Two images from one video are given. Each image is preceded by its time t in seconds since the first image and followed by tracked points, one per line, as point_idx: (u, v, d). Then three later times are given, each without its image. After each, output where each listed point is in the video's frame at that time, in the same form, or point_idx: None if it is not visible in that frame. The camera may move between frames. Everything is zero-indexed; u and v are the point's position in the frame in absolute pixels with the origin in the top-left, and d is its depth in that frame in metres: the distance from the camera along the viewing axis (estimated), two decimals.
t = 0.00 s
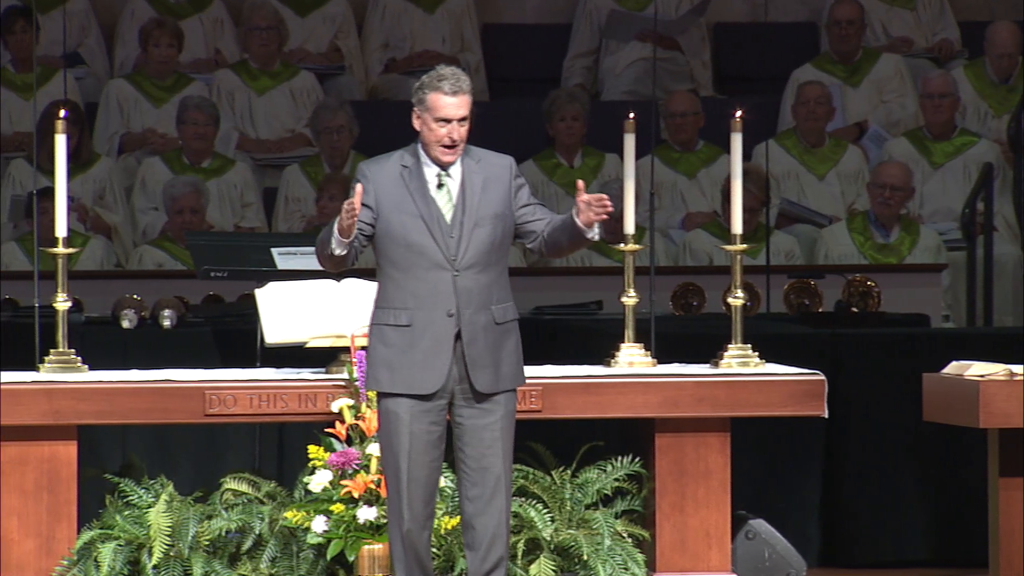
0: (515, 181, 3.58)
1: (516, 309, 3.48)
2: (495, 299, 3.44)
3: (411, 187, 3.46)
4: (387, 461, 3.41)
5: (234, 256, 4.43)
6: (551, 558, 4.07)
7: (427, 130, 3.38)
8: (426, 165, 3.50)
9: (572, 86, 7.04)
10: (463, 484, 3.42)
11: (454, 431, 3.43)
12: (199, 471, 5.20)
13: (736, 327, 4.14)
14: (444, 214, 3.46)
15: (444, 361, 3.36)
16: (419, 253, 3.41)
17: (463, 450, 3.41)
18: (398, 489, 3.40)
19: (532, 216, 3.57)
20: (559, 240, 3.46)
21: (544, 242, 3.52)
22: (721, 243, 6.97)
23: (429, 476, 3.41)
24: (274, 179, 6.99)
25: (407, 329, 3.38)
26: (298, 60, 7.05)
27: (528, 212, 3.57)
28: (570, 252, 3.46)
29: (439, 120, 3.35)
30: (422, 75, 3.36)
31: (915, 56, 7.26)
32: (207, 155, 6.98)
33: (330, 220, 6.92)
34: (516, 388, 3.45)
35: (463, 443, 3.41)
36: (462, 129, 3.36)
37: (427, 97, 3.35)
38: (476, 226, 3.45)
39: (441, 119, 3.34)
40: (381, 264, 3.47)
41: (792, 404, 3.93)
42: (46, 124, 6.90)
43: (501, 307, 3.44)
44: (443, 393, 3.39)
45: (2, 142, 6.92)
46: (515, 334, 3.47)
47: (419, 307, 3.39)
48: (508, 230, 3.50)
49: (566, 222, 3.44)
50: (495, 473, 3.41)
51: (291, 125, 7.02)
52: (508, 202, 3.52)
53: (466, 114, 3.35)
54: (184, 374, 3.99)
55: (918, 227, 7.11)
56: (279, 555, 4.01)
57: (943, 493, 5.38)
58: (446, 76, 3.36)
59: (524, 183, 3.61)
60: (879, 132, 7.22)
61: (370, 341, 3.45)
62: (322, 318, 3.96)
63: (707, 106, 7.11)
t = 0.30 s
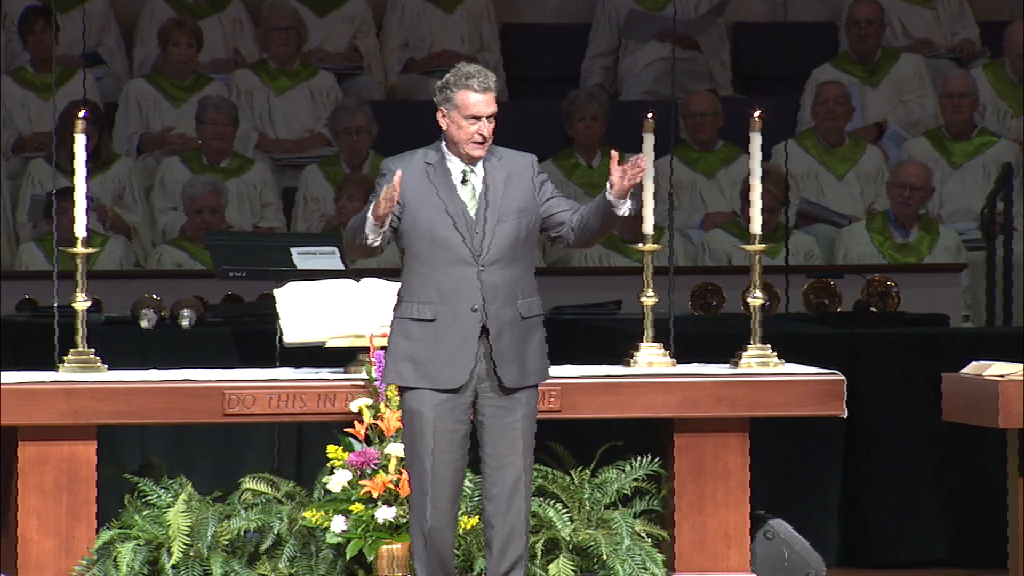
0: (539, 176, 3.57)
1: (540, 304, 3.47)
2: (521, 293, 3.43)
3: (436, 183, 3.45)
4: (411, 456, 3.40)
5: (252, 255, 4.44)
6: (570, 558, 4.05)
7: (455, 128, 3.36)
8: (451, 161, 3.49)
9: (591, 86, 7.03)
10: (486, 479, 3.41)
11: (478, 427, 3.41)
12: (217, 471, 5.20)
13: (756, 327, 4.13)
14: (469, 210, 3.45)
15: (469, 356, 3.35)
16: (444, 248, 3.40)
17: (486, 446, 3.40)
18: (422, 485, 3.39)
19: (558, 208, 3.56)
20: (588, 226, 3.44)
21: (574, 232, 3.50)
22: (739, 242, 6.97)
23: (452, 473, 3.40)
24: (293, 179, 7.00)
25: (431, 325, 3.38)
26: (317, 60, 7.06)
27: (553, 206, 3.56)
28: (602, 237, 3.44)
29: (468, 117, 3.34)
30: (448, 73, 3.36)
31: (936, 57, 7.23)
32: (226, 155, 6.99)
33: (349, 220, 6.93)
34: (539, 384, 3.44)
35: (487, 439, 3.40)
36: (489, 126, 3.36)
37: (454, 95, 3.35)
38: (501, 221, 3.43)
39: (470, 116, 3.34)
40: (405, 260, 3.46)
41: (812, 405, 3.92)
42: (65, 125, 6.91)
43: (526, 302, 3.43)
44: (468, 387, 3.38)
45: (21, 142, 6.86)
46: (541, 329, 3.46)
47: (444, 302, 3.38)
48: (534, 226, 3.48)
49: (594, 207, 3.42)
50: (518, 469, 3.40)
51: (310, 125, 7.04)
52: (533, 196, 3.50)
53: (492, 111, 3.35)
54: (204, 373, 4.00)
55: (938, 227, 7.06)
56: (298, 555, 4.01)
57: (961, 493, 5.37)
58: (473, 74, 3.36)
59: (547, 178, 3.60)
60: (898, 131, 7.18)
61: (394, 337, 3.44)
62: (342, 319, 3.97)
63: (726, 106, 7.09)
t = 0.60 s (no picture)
0: (562, 170, 3.56)
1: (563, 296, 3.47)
2: (544, 284, 3.43)
3: (457, 175, 3.44)
4: (435, 446, 3.38)
5: (269, 255, 4.45)
6: (586, 558, 4.05)
7: (478, 121, 3.37)
8: (471, 155, 3.48)
9: (608, 86, 7.02)
10: (510, 470, 3.40)
11: (502, 417, 3.40)
12: (233, 469, 5.25)
13: (773, 326, 4.12)
14: (492, 201, 3.44)
15: (495, 344, 3.34)
16: (468, 238, 3.39)
17: (510, 436, 3.39)
18: (446, 475, 3.38)
19: (583, 203, 3.55)
20: (628, 225, 3.50)
21: (609, 227, 3.51)
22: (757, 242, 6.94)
23: (476, 463, 3.39)
24: (310, 179, 7.00)
25: (456, 314, 3.36)
26: (334, 60, 7.05)
27: (577, 201, 3.55)
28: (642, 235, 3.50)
29: (492, 109, 3.34)
30: (472, 66, 3.36)
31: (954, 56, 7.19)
32: (242, 155, 6.98)
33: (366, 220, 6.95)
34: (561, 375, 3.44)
35: (510, 428, 3.39)
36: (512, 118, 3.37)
37: (478, 87, 3.35)
38: (525, 212, 3.43)
39: (494, 107, 3.34)
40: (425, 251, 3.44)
41: (829, 405, 3.91)
42: (82, 125, 6.92)
43: (550, 293, 3.43)
44: (492, 377, 3.37)
45: (36, 142, 6.91)
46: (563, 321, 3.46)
47: (469, 291, 3.37)
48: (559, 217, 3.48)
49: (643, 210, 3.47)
50: (541, 459, 3.40)
51: (327, 125, 7.02)
52: (559, 189, 3.50)
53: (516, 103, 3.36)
54: (220, 373, 4.00)
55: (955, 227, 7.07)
56: (315, 554, 4.02)
57: (976, 493, 5.39)
58: (496, 66, 3.37)
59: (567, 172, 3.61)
60: (914, 131, 7.16)
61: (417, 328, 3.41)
62: (358, 318, 3.97)
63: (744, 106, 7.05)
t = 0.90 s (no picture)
0: (579, 180, 3.55)
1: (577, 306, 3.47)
2: (559, 296, 3.42)
3: (477, 183, 3.42)
4: (451, 458, 3.39)
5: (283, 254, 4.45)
6: (600, 558, 4.04)
7: (500, 126, 3.36)
8: (492, 162, 3.46)
9: (622, 86, 7.03)
10: (525, 483, 3.40)
11: (517, 429, 3.41)
12: (248, 468, 5.27)
13: (787, 327, 4.11)
14: (511, 211, 3.43)
15: (512, 358, 3.34)
16: (485, 249, 3.38)
17: (525, 448, 3.39)
18: (462, 487, 3.38)
19: (597, 215, 3.55)
20: (638, 244, 3.54)
21: (618, 243, 3.54)
22: (771, 242, 6.94)
23: (492, 475, 3.40)
24: (324, 179, 7.00)
25: (473, 326, 3.36)
26: (349, 60, 7.05)
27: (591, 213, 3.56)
28: (650, 254, 3.55)
29: (514, 115, 3.33)
30: (496, 71, 3.36)
31: (969, 57, 7.17)
32: (257, 155, 6.97)
33: (380, 220, 6.95)
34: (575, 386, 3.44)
35: (526, 441, 3.39)
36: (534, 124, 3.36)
37: (501, 92, 3.34)
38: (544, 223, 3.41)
39: (516, 114, 3.33)
40: (442, 260, 3.43)
41: (842, 405, 3.90)
42: (97, 125, 6.92)
43: (565, 305, 3.43)
44: (508, 390, 3.37)
45: (52, 142, 6.88)
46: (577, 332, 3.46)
47: (486, 303, 3.36)
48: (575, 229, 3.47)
49: (655, 233, 3.52)
50: (555, 472, 3.40)
51: (341, 125, 7.04)
52: (575, 200, 3.49)
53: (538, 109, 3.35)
54: (235, 373, 4.01)
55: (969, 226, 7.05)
56: (329, 554, 4.02)
57: (992, 493, 5.37)
58: (520, 73, 3.36)
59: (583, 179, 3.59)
60: (930, 131, 7.12)
61: (435, 338, 3.42)
62: (373, 318, 3.97)
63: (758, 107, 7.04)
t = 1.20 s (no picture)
0: (592, 180, 3.54)
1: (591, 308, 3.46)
2: (573, 297, 3.42)
3: (491, 185, 3.41)
4: (466, 460, 3.38)
5: (298, 253, 4.45)
6: (615, 558, 4.03)
7: (514, 129, 3.35)
8: (506, 163, 3.45)
9: (637, 86, 7.02)
10: (541, 486, 3.40)
11: (532, 431, 3.40)
12: (263, 468, 5.29)
13: (802, 326, 4.10)
14: (525, 213, 3.42)
15: (527, 359, 3.34)
16: (500, 250, 3.37)
17: (542, 450, 3.39)
18: (476, 489, 3.38)
19: (610, 215, 3.55)
20: (652, 246, 3.53)
21: (632, 245, 3.55)
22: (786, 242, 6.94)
23: (507, 477, 3.39)
24: (339, 179, 7.01)
25: (488, 328, 3.35)
26: (363, 60, 7.05)
27: (605, 214, 3.55)
28: (663, 256, 3.54)
29: (529, 118, 3.33)
30: (511, 73, 3.35)
31: (985, 56, 7.14)
32: (271, 155, 6.98)
33: (395, 220, 6.96)
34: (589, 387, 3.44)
35: (542, 443, 3.38)
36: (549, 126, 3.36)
37: (516, 95, 3.33)
38: (558, 225, 3.41)
39: (531, 116, 3.33)
40: (456, 262, 3.43)
41: (857, 404, 3.90)
42: (111, 125, 6.93)
43: (579, 306, 3.42)
44: (523, 391, 3.37)
45: (66, 142, 6.89)
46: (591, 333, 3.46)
47: (501, 305, 3.36)
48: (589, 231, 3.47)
49: (668, 235, 3.50)
50: (571, 473, 3.39)
51: (356, 125, 7.04)
52: (588, 202, 3.49)
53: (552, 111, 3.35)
54: (249, 373, 4.01)
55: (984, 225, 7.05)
56: (344, 554, 4.03)
57: (1007, 494, 5.35)
58: (535, 75, 3.35)
59: (597, 179, 3.58)
60: (945, 131, 7.10)
61: (450, 339, 3.41)
62: (388, 318, 3.97)
63: (773, 107, 7.02)
